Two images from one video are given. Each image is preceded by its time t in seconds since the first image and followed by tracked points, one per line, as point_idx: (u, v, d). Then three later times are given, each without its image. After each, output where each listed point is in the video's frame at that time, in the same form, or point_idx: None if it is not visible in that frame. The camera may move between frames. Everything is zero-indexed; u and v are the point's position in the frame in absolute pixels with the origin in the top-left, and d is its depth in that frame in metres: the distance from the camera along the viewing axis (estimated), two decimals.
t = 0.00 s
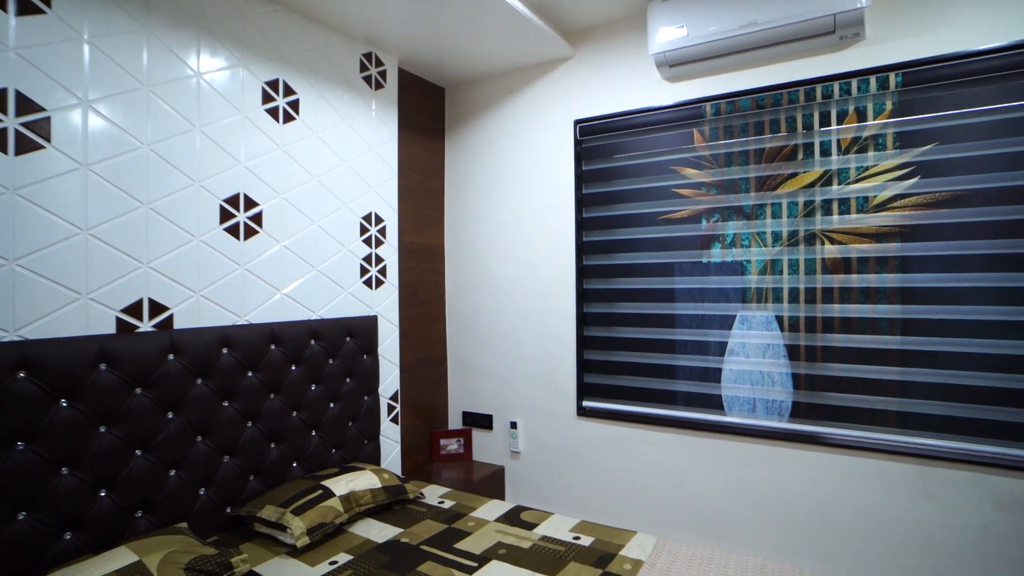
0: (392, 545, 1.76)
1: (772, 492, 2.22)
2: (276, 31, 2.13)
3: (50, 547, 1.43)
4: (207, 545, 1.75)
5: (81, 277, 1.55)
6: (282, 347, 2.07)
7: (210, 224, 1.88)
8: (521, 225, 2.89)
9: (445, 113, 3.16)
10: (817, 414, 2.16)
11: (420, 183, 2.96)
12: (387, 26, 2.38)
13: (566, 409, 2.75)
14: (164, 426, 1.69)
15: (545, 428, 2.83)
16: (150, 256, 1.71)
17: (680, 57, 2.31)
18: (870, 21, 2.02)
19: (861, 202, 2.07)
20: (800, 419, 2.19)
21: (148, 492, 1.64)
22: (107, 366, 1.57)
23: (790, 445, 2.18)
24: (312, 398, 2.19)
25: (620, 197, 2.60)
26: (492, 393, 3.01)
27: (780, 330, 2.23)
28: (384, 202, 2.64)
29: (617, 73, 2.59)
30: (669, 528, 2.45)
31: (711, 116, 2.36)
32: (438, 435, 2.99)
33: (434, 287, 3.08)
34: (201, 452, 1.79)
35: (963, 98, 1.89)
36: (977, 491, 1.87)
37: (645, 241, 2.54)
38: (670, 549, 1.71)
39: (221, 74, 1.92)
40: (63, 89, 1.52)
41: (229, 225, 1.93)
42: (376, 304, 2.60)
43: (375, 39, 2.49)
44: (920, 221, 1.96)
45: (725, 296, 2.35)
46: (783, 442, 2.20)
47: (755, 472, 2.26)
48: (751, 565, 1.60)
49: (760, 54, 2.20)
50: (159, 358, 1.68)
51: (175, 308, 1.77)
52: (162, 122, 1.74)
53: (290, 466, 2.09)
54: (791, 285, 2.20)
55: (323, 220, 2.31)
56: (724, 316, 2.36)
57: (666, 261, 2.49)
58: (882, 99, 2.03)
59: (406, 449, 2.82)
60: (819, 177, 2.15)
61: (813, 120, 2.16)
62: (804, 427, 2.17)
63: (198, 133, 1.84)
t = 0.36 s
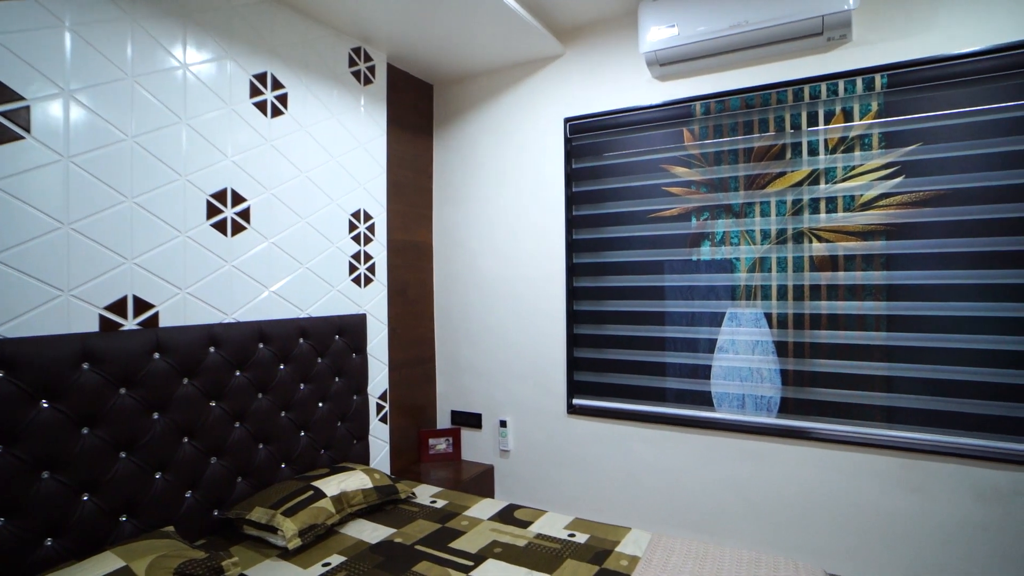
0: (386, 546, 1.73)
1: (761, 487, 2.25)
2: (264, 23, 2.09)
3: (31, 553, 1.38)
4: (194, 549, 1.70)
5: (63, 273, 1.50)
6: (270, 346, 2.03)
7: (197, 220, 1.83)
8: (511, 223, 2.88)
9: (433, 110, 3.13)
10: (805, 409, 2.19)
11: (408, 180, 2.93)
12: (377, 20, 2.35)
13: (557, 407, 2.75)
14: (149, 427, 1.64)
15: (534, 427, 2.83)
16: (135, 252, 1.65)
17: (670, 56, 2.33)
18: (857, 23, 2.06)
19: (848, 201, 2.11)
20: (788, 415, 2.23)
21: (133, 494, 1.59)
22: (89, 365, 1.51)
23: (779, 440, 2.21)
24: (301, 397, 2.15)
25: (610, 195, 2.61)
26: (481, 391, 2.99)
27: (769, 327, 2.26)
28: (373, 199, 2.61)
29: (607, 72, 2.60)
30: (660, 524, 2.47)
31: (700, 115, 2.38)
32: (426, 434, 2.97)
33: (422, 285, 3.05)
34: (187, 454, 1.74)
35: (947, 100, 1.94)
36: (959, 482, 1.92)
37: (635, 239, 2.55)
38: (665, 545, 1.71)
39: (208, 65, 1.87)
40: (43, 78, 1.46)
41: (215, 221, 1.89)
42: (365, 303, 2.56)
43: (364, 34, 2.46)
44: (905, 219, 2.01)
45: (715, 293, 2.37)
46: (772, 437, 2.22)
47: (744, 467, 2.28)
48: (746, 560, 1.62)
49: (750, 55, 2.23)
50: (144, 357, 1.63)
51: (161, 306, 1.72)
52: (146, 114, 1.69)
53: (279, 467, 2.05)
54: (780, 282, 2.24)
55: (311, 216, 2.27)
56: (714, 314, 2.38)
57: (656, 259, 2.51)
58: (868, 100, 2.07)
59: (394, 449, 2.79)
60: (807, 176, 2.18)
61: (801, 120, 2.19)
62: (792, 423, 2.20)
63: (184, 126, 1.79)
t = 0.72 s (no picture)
0: (380, 547, 1.71)
1: (752, 483, 2.27)
2: (252, 15, 2.04)
3: (9, 561, 1.33)
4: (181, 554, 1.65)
5: (44, 270, 1.44)
6: (258, 345, 1.99)
7: (183, 216, 1.78)
8: (501, 221, 2.87)
9: (422, 107, 3.10)
10: (794, 405, 2.22)
11: (397, 177, 2.90)
12: (368, 14, 2.32)
13: (547, 406, 2.74)
14: (134, 429, 1.59)
15: (525, 426, 2.81)
16: (118, 248, 1.60)
17: (662, 55, 2.34)
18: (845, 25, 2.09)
19: (836, 199, 2.14)
20: (778, 411, 2.25)
21: (118, 498, 1.54)
22: (72, 365, 1.46)
23: (769, 437, 2.23)
24: (290, 397, 2.10)
25: (601, 193, 2.61)
26: (471, 390, 2.97)
27: (758, 324, 2.29)
28: (362, 196, 2.57)
29: (598, 70, 2.60)
30: (651, 521, 2.48)
31: (691, 114, 2.40)
32: (415, 434, 2.93)
33: (411, 283, 3.02)
34: (174, 456, 1.69)
35: (932, 101, 1.98)
36: (945, 476, 1.96)
37: (626, 237, 2.56)
38: (660, 542, 1.72)
39: (194, 57, 1.82)
40: (23, 66, 1.41)
41: (202, 217, 1.84)
42: (354, 301, 2.52)
43: (353, 28, 2.42)
44: (892, 218, 2.04)
45: (705, 291, 2.39)
46: (762, 433, 2.25)
47: (735, 464, 2.30)
48: (741, 555, 1.63)
49: (741, 54, 2.25)
50: (129, 356, 1.58)
51: (146, 304, 1.67)
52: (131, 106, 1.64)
53: (267, 468, 2.01)
54: (769, 280, 2.26)
55: (300, 213, 2.23)
56: (704, 311, 2.40)
57: (647, 257, 2.51)
58: (856, 100, 2.10)
59: (383, 450, 2.75)
60: (796, 175, 2.21)
61: (790, 119, 2.22)
62: (781, 419, 2.23)
63: (170, 119, 1.74)
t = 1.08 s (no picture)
0: (376, 550, 1.68)
1: (744, 480, 2.28)
2: (241, 7, 1.99)
3: None
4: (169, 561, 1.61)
5: (26, 268, 1.39)
6: (247, 346, 1.94)
7: (170, 212, 1.73)
8: (492, 220, 2.85)
9: (412, 104, 3.07)
10: (786, 403, 2.24)
11: (387, 175, 2.86)
12: (359, 9, 2.28)
13: (539, 406, 2.73)
14: (120, 432, 1.54)
15: (516, 426, 2.80)
16: (103, 246, 1.55)
17: (656, 54, 2.34)
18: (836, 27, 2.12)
19: (827, 199, 2.16)
20: (770, 409, 2.27)
21: (103, 505, 1.49)
22: (54, 366, 1.41)
23: (762, 435, 2.25)
24: (280, 399, 2.06)
25: (593, 192, 2.61)
26: (462, 391, 2.95)
27: (750, 323, 2.30)
28: (352, 194, 2.53)
29: (591, 69, 2.60)
30: (643, 520, 2.48)
31: (684, 113, 2.41)
32: (405, 435, 2.90)
33: (400, 283, 2.98)
34: (161, 460, 1.64)
35: (920, 103, 2.02)
36: (934, 472, 1.99)
37: (618, 236, 2.56)
38: (657, 541, 1.72)
39: (183, 50, 1.77)
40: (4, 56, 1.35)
41: (190, 214, 1.79)
42: (344, 300, 2.48)
43: (344, 23, 2.38)
44: (881, 218, 2.07)
45: (698, 290, 2.40)
46: (755, 431, 2.26)
47: (727, 462, 2.31)
48: (738, 553, 1.63)
49: (733, 55, 2.26)
50: (115, 357, 1.53)
51: (132, 303, 1.62)
52: (117, 98, 1.58)
53: (257, 472, 1.96)
54: (761, 279, 2.28)
55: (289, 210, 2.18)
56: (697, 310, 2.41)
57: (640, 257, 2.52)
58: (846, 102, 2.13)
59: (374, 451, 2.71)
60: (787, 175, 2.23)
61: (782, 120, 2.24)
62: (773, 417, 2.25)
63: (157, 113, 1.69)
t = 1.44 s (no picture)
0: (370, 555, 1.65)
1: (734, 479, 2.30)
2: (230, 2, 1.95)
3: None
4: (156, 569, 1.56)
5: (7, 269, 1.34)
6: (236, 348, 1.90)
7: (158, 211, 1.68)
8: (483, 220, 2.83)
9: (401, 103, 3.04)
10: (776, 403, 2.26)
11: (376, 174, 2.83)
12: (351, 6, 2.25)
13: (530, 406, 2.73)
14: (106, 438, 1.49)
15: (507, 427, 2.79)
16: (88, 246, 1.50)
17: (649, 55, 2.36)
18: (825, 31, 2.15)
19: (816, 201, 2.20)
20: (760, 409, 2.29)
21: (89, 513, 1.44)
22: (37, 371, 1.36)
23: (752, 434, 2.27)
24: (270, 402, 2.02)
25: (585, 193, 2.61)
26: (452, 392, 2.93)
27: (741, 323, 2.32)
28: (342, 193, 2.49)
29: (583, 70, 2.60)
30: (635, 519, 2.49)
31: (675, 115, 2.42)
32: (395, 437, 2.86)
33: (390, 283, 2.95)
34: (148, 467, 1.60)
35: (907, 107, 2.05)
36: (920, 469, 2.03)
37: (610, 237, 2.56)
38: (653, 541, 1.72)
39: (170, 44, 1.73)
40: None
41: (178, 213, 1.74)
42: (334, 301, 2.45)
43: (334, 20, 2.35)
44: (869, 220, 2.11)
45: (689, 291, 2.42)
46: (745, 431, 2.28)
47: (718, 461, 2.33)
48: (734, 553, 1.64)
49: (725, 57, 2.28)
50: (100, 361, 1.48)
51: (118, 305, 1.57)
52: (102, 94, 1.54)
53: (246, 476, 1.92)
54: (752, 280, 2.30)
55: (279, 210, 2.14)
56: (688, 311, 2.42)
57: (632, 257, 2.52)
58: (835, 105, 2.16)
59: (363, 454, 2.68)
60: (777, 177, 2.26)
61: (772, 122, 2.26)
62: (763, 416, 2.27)
63: (143, 109, 1.64)
